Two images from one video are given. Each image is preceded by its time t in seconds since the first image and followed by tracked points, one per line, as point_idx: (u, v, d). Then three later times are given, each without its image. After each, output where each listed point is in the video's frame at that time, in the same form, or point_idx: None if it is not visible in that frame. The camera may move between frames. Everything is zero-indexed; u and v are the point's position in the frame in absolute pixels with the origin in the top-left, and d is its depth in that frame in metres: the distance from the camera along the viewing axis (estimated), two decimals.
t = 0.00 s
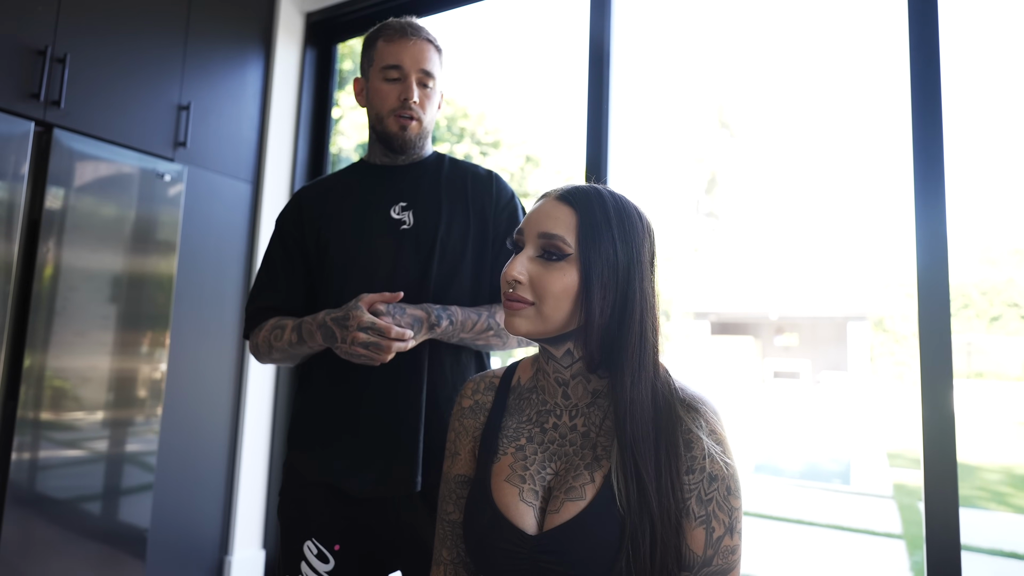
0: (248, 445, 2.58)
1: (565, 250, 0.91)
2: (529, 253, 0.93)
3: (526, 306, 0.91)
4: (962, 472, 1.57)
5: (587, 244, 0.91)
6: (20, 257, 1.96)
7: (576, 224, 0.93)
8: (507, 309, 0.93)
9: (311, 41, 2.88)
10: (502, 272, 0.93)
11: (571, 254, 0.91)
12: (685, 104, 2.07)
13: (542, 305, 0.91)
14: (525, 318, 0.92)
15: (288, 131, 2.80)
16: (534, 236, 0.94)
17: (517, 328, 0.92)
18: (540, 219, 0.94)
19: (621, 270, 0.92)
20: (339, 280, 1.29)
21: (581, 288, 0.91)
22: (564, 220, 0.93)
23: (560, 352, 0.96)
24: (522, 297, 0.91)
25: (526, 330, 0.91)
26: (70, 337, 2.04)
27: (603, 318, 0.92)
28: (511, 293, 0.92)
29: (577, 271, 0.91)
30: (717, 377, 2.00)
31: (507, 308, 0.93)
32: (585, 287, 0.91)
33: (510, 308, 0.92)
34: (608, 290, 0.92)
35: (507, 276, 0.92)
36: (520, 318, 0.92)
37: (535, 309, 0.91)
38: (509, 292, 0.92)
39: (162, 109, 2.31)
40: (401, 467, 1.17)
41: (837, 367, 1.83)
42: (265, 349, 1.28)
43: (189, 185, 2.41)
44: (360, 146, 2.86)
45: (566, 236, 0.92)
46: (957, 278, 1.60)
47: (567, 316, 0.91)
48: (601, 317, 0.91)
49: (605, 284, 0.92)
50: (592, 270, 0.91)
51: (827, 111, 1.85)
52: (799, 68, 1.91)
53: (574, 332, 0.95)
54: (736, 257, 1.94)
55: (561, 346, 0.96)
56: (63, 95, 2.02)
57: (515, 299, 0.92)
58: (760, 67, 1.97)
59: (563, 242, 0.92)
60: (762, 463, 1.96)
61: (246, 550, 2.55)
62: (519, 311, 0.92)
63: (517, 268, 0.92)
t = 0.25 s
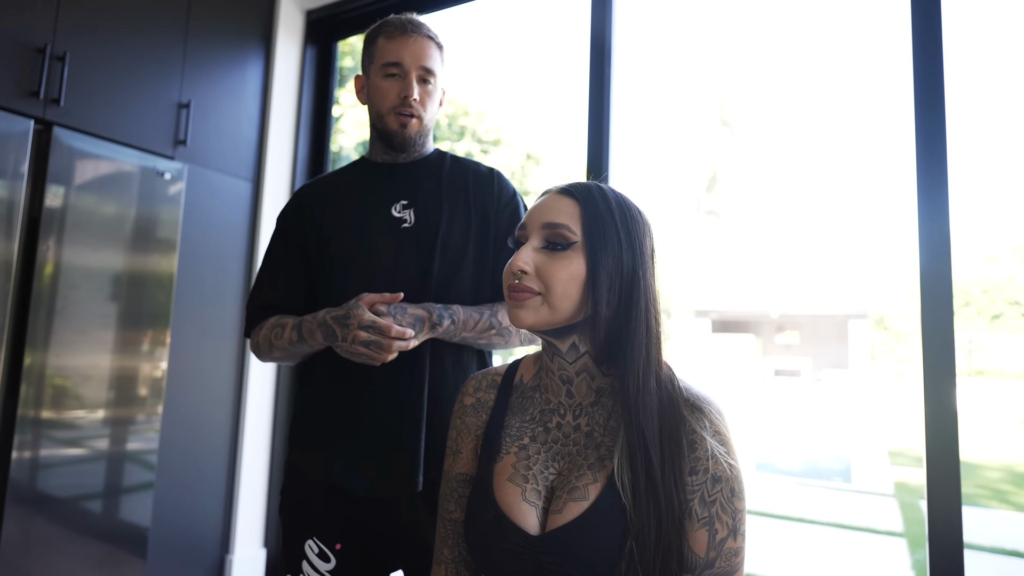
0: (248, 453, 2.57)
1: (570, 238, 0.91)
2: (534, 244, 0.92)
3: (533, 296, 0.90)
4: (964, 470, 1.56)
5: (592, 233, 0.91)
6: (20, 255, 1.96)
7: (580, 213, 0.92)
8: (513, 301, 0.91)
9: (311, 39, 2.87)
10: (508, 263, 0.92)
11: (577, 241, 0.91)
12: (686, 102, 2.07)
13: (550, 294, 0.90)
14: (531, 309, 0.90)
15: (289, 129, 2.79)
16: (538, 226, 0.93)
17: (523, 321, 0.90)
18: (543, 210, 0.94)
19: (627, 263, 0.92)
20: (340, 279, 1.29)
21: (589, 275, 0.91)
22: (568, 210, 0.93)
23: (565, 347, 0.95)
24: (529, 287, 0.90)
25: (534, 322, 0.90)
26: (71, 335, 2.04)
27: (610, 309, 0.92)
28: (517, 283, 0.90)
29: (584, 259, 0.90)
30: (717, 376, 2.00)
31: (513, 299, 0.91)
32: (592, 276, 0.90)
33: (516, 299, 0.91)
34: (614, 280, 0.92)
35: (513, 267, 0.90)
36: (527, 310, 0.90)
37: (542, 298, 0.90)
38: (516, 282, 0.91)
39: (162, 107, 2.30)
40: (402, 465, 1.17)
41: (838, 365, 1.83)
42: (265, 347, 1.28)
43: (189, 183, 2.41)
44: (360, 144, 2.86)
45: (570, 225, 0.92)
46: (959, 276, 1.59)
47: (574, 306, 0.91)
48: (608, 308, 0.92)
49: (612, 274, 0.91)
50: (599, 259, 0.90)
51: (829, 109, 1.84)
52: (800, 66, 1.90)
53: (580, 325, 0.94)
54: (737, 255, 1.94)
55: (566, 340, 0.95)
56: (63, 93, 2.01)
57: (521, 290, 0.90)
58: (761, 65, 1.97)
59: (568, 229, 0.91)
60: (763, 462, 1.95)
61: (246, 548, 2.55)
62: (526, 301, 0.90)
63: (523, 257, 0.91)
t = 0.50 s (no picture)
0: (248, 451, 2.57)
1: (566, 241, 0.91)
2: (529, 248, 0.92)
3: (531, 301, 0.90)
4: (965, 470, 1.56)
5: (588, 235, 0.91)
6: (20, 254, 1.96)
7: (576, 215, 0.92)
8: (512, 306, 0.91)
9: (311, 37, 2.87)
10: (505, 268, 0.92)
11: (573, 245, 0.91)
12: (687, 100, 2.06)
13: (548, 298, 0.90)
14: (529, 314, 0.90)
15: (289, 127, 2.79)
16: (534, 229, 0.93)
17: (522, 326, 0.90)
18: (538, 213, 0.94)
19: (625, 264, 0.92)
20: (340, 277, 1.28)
21: (585, 279, 0.90)
22: (564, 211, 0.93)
23: (565, 349, 0.95)
24: (527, 292, 0.90)
25: (532, 327, 0.90)
26: (71, 334, 2.04)
27: (608, 312, 0.92)
28: (514, 288, 0.90)
29: (580, 262, 0.90)
30: (717, 375, 2.00)
31: (512, 304, 0.91)
32: (589, 279, 0.90)
33: (514, 305, 0.91)
34: (611, 282, 0.91)
35: (510, 272, 0.90)
36: (526, 315, 0.90)
37: (540, 303, 0.90)
38: (513, 288, 0.90)
39: (162, 105, 2.30)
40: (402, 463, 1.17)
41: (838, 365, 1.83)
42: (262, 345, 1.29)
43: (189, 182, 2.41)
44: (360, 142, 2.85)
45: (567, 227, 0.91)
46: (960, 275, 1.59)
47: (572, 308, 0.91)
48: (605, 310, 0.91)
49: (609, 276, 0.91)
50: (595, 262, 0.90)
51: (830, 107, 1.84)
52: (801, 64, 1.90)
53: (579, 327, 0.94)
54: (737, 254, 1.93)
55: (566, 342, 0.95)
56: (63, 91, 2.01)
57: (519, 295, 0.90)
58: (762, 63, 1.96)
59: (564, 232, 0.91)
60: (764, 461, 1.95)
61: (247, 547, 2.55)
62: (524, 305, 0.90)
63: (519, 262, 0.91)
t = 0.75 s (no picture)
0: (248, 462, 2.57)
1: (567, 241, 0.91)
2: (530, 248, 0.92)
3: (531, 301, 0.90)
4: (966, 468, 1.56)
5: (588, 235, 0.91)
6: (20, 253, 1.96)
7: (576, 215, 0.92)
8: (512, 306, 0.91)
9: (311, 36, 2.87)
10: (505, 268, 0.91)
11: (574, 245, 0.91)
12: (687, 99, 2.06)
13: (548, 299, 0.90)
14: (530, 314, 0.90)
15: (289, 126, 2.79)
16: (534, 229, 0.93)
17: (523, 326, 0.90)
18: (539, 212, 0.94)
19: (626, 263, 0.92)
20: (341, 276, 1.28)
21: (586, 280, 0.90)
22: (564, 211, 0.92)
23: (565, 348, 0.95)
24: (527, 292, 0.90)
25: (532, 327, 0.90)
26: (72, 333, 2.04)
27: (608, 312, 0.92)
28: (515, 289, 0.90)
29: (581, 262, 0.90)
30: (718, 374, 2.00)
31: (512, 304, 0.91)
32: (589, 279, 0.90)
33: (514, 305, 0.91)
34: (612, 282, 0.91)
35: (510, 272, 0.90)
36: (526, 315, 0.90)
37: (540, 303, 0.90)
38: (513, 288, 0.90)
39: (162, 104, 2.30)
40: (403, 463, 1.17)
41: (839, 363, 1.83)
42: (255, 339, 1.31)
43: (189, 181, 2.41)
44: (360, 141, 2.85)
45: (567, 227, 0.91)
46: (961, 273, 1.59)
47: (573, 309, 0.91)
48: (606, 310, 0.91)
49: (609, 277, 0.91)
50: (595, 262, 0.90)
51: (831, 106, 1.84)
52: (802, 63, 1.90)
53: (580, 327, 0.94)
54: (738, 253, 1.93)
55: (566, 343, 0.94)
56: (63, 90, 2.01)
57: (519, 295, 0.90)
58: (763, 61, 1.96)
59: (564, 233, 0.91)
60: (765, 459, 1.95)
61: (247, 546, 2.55)
62: (525, 306, 0.90)
63: (520, 263, 0.91)
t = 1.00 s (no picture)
0: (248, 466, 2.57)
1: (567, 241, 0.91)
2: (530, 247, 0.92)
3: (531, 301, 0.90)
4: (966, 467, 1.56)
5: (589, 235, 0.91)
6: (20, 252, 1.96)
7: (577, 215, 0.92)
8: (512, 306, 0.91)
9: (311, 35, 2.86)
10: (506, 268, 0.91)
11: (575, 245, 0.91)
12: (688, 98, 2.06)
13: (548, 299, 0.90)
14: (530, 314, 0.90)
15: (289, 124, 2.78)
16: (535, 229, 0.93)
17: (523, 325, 0.91)
18: (540, 212, 0.94)
19: (626, 263, 0.92)
20: (340, 275, 1.28)
21: (586, 279, 0.90)
22: (565, 211, 0.92)
23: (565, 348, 0.95)
24: (527, 292, 0.90)
25: (532, 327, 0.90)
26: (73, 332, 2.04)
27: (608, 312, 0.92)
28: (515, 289, 0.90)
29: (581, 262, 0.90)
30: (718, 372, 2.00)
31: (513, 304, 0.91)
32: (589, 279, 0.90)
33: (514, 305, 0.91)
34: (612, 281, 0.91)
35: (510, 272, 0.90)
36: (526, 315, 0.90)
37: (541, 303, 0.90)
38: (514, 288, 0.90)
39: (162, 103, 2.30)
40: (403, 462, 1.17)
41: (839, 363, 1.83)
42: (262, 342, 1.28)
43: (189, 180, 2.41)
44: (360, 140, 2.84)
45: (568, 228, 0.91)
46: (962, 272, 1.58)
47: (573, 309, 0.91)
48: (606, 310, 0.91)
49: (609, 276, 0.91)
50: (596, 262, 0.90)
51: (831, 105, 1.83)
52: (803, 62, 1.90)
53: (580, 326, 0.94)
54: (738, 252, 1.93)
55: (566, 342, 0.94)
56: (63, 89, 2.01)
57: (520, 295, 0.90)
58: (764, 60, 1.96)
59: (565, 233, 0.91)
60: (765, 458, 1.96)
61: (248, 545, 2.56)
62: (525, 306, 0.90)
63: (520, 262, 0.90)
